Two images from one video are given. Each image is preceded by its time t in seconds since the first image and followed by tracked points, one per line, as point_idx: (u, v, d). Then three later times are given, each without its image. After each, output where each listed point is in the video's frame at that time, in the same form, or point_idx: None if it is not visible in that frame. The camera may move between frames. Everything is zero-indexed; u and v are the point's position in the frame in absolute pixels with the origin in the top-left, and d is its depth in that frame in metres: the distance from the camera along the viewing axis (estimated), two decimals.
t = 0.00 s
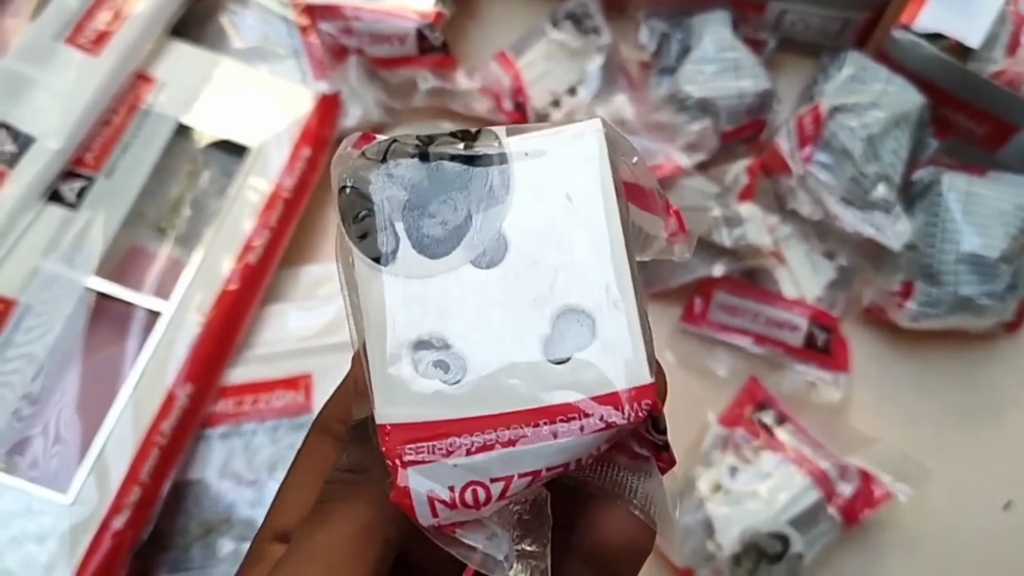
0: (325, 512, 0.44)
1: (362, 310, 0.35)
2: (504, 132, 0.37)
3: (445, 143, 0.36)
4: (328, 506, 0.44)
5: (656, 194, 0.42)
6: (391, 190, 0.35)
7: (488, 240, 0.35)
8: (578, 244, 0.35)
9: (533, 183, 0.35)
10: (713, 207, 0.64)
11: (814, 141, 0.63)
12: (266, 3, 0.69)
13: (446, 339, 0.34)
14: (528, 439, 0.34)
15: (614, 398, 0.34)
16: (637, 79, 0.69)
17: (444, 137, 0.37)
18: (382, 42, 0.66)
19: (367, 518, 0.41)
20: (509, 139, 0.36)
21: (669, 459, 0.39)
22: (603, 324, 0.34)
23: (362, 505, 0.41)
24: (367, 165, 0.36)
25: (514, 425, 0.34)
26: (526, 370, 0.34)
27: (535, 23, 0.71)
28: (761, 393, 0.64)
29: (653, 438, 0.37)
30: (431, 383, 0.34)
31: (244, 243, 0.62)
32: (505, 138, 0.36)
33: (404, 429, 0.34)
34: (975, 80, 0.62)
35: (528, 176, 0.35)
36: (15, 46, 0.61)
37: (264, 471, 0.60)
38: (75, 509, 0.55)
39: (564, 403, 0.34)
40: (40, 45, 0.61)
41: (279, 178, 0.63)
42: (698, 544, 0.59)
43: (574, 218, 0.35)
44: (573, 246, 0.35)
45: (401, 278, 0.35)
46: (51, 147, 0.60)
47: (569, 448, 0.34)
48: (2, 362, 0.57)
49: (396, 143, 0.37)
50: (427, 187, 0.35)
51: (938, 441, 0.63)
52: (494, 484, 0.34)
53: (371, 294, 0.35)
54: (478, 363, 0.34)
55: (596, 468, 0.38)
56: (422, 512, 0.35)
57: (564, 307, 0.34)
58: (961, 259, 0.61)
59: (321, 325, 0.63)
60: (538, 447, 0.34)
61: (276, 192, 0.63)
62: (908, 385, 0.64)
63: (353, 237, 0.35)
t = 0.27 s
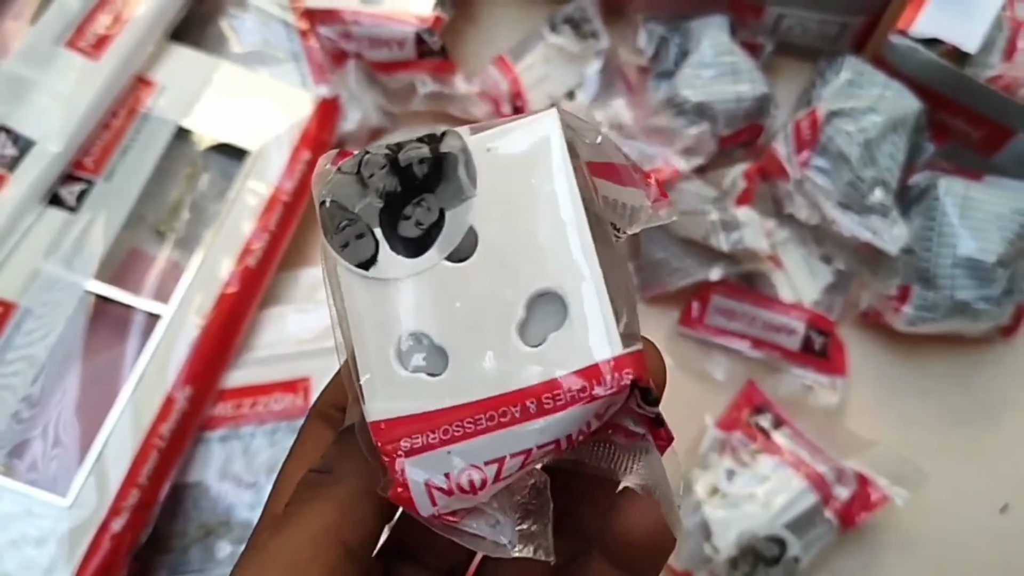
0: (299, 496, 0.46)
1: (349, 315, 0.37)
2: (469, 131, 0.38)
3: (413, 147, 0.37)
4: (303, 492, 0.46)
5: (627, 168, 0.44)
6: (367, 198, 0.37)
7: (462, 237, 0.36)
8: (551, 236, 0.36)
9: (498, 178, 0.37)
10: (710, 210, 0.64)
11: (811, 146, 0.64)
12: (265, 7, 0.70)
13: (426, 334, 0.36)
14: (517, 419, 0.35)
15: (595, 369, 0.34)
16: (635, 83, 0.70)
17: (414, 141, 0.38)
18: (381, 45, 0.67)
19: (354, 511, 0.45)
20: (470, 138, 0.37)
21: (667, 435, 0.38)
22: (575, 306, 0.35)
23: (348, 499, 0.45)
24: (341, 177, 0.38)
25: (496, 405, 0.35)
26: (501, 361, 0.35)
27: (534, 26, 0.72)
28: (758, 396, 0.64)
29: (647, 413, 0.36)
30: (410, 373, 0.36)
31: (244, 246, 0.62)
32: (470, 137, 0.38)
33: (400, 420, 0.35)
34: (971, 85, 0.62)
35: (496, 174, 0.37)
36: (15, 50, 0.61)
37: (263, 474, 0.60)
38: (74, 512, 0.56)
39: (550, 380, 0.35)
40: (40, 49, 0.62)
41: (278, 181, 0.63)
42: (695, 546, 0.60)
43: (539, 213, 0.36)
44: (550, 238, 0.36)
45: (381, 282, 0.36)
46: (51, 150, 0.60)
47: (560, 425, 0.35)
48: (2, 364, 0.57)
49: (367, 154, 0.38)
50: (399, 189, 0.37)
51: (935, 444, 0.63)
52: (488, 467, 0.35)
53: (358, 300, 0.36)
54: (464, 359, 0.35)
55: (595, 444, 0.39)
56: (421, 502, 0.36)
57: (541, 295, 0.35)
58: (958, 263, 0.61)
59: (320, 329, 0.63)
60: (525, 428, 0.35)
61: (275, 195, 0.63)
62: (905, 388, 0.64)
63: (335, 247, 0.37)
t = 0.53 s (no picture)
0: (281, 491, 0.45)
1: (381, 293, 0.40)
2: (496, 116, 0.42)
3: (439, 130, 0.42)
4: (288, 484, 0.45)
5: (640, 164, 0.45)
6: (394, 177, 0.41)
7: (493, 218, 0.40)
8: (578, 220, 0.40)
9: (531, 162, 0.41)
10: (710, 210, 0.64)
11: (811, 146, 0.64)
12: (264, 6, 0.70)
13: (459, 310, 0.39)
14: (557, 395, 0.38)
15: (634, 344, 0.38)
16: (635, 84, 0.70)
17: (438, 124, 0.42)
18: (382, 46, 0.67)
19: (343, 497, 0.44)
20: (501, 122, 0.42)
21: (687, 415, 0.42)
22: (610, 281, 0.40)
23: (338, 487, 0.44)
24: (365, 159, 0.42)
25: (540, 382, 0.38)
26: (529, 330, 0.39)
27: (533, 27, 0.72)
28: (757, 396, 0.64)
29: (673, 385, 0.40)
30: (450, 354, 0.39)
31: (244, 246, 0.62)
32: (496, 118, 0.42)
33: (437, 406, 0.38)
34: (970, 86, 0.63)
35: (524, 158, 0.41)
36: (14, 51, 0.62)
37: (263, 474, 0.60)
38: (74, 511, 0.56)
39: (591, 355, 0.38)
40: (40, 49, 0.62)
41: (278, 181, 0.63)
42: (694, 546, 0.60)
43: (569, 192, 0.41)
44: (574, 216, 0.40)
45: (414, 258, 0.40)
46: (52, 150, 0.60)
47: (600, 400, 0.38)
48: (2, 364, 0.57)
49: (393, 135, 0.42)
50: (428, 172, 0.41)
51: (933, 443, 0.63)
52: (532, 444, 0.38)
53: (393, 276, 0.40)
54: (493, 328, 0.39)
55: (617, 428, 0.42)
56: (465, 483, 0.38)
57: (571, 274, 0.40)
58: (958, 263, 0.61)
59: (320, 328, 0.63)
60: (569, 404, 0.38)
61: (275, 195, 0.63)
62: (904, 388, 0.65)
63: (360, 225, 0.40)
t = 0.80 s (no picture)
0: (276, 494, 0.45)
1: (373, 294, 0.40)
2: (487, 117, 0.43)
3: (432, 131, 0.43)
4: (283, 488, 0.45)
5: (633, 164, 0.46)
6: (386, 179, 0.41)
7: (485, 220, 0.40)
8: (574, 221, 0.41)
9: (524, 164, 0.41)
10: (711, 212, 0.64)
11: (811, 149, 0.64)
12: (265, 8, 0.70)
13: (451, 312, 0.40)
14: (551, 397, 0.38)
15: (629, 346, 0.39)
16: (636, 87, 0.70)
17: (431, 126, 0.43)
18: (384, 49, 0.67)
19: (339, 502, 0.44)
20: (494, 123, 0.42)
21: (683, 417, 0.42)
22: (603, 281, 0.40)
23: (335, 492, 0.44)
24: (358, 160, 0.42)
25: (534, 384, 0.38)
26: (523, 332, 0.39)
27: (535, 29, 0.72)
28: (758, 398, 0.64)
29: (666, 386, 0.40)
30: (444, 355, 0.39)
31: (247, 248, 0.62)
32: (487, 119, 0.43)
33: (431, 407, 0.38)
34: (971, 90, 0.63)
35: (517, 159, 0.41)
36: (17, 54, 0.62)
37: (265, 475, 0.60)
38: (76, 512, 0.56)
39: (587, 356, 0.39)
40: (45, 52, 0.62)
41: (281, 183, 0.64)
42: (695, 548, 0.60)
43: (562, 194, 0.41)
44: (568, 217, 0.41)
45: (406, 260, 0.40)
46: (56, 152, 0.61)
47: (594, 401, 0.38)
48: (6, 365, 0.58)
49: (385, 136, 0.43)
50: (419, 173, 0.42)
51: (933, 446, 0.64)
52: (527, 446, 0.38)
53: (386, 276, 0.40)
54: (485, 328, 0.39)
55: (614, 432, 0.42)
56: (460, 485, 0.38)
57: (566, 276, 0.40)
58: (958, 266, 0.62)
59: (323, 330, 0.64)
60: (565, 406, 0.38)
61: (278, 197, 0.63)
62: (903, 390, 0.65)
63: (351, 227, 0.41)
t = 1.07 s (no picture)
0: (283, 493, 0.46)
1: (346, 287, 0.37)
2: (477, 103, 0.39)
3: (421, 120, 0.39)
4: (288, 486, 0.46)
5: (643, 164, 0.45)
6: (371, 166, 0.38)
7: (462, 210, 0.37)
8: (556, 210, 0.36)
9: (504, 146, 0.37)
10: (713, 215, 0.64)
11: (813, 152, 0.64)
12: (269, 10, 0.70)
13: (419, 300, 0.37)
14: (505, 392, 0.35)
15: (593, 344, 0.35)
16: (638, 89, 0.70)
17: (421, 113, 0.39)
18: (387, 51, 0.67)
19: (343, 501, 0.45)
20: (479, 113, 0.38)
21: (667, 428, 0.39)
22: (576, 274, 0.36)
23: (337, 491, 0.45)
24: (346, 147, 0.39)
25: (488, 377, 0.35)
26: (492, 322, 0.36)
27: (537, 31, 0.72)
28: (760, 401, 0.64)
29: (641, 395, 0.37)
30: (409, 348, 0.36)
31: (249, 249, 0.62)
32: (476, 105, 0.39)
33: (381, 392, 0.36)
34: (974, 93, 0.63)
35: (497, 142, 0.37)
36: (22, 56, 0.62)
37: (267, 476, 0.61)
38: (79, 513, 0.56)
39: (544, 352, 0.35)
40: (49, 53, 0.63)
41: (284, 185, 0.64)
42: (697, 550, 0.60)
43: (540, 179, 0.37)
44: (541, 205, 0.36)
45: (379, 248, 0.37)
46: (59, 153, 0.61)
47: (547, 399, 0.35)
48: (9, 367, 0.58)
49: (375, 126, 0.39)
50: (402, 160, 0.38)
51: (934, 448, 0.64)
52: (472, 441, 0.36)
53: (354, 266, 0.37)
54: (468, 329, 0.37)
55: (588, 429, 0.40)
56: (401, 474, 0.37)
57: (535, 266, 0.36)
58: (959, 269, 0.62)
59: (325, 332, 0.64)
60: (517, 402, 0.35)
61: (281, 199, 0.63)
62: (905, 393, 0.65)
63: (336, 214, 0.38)
